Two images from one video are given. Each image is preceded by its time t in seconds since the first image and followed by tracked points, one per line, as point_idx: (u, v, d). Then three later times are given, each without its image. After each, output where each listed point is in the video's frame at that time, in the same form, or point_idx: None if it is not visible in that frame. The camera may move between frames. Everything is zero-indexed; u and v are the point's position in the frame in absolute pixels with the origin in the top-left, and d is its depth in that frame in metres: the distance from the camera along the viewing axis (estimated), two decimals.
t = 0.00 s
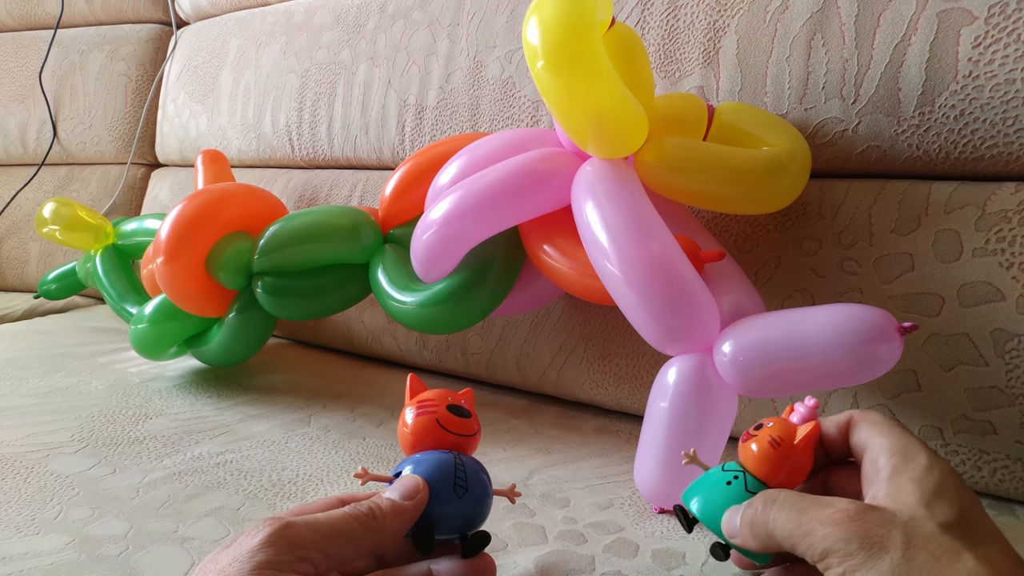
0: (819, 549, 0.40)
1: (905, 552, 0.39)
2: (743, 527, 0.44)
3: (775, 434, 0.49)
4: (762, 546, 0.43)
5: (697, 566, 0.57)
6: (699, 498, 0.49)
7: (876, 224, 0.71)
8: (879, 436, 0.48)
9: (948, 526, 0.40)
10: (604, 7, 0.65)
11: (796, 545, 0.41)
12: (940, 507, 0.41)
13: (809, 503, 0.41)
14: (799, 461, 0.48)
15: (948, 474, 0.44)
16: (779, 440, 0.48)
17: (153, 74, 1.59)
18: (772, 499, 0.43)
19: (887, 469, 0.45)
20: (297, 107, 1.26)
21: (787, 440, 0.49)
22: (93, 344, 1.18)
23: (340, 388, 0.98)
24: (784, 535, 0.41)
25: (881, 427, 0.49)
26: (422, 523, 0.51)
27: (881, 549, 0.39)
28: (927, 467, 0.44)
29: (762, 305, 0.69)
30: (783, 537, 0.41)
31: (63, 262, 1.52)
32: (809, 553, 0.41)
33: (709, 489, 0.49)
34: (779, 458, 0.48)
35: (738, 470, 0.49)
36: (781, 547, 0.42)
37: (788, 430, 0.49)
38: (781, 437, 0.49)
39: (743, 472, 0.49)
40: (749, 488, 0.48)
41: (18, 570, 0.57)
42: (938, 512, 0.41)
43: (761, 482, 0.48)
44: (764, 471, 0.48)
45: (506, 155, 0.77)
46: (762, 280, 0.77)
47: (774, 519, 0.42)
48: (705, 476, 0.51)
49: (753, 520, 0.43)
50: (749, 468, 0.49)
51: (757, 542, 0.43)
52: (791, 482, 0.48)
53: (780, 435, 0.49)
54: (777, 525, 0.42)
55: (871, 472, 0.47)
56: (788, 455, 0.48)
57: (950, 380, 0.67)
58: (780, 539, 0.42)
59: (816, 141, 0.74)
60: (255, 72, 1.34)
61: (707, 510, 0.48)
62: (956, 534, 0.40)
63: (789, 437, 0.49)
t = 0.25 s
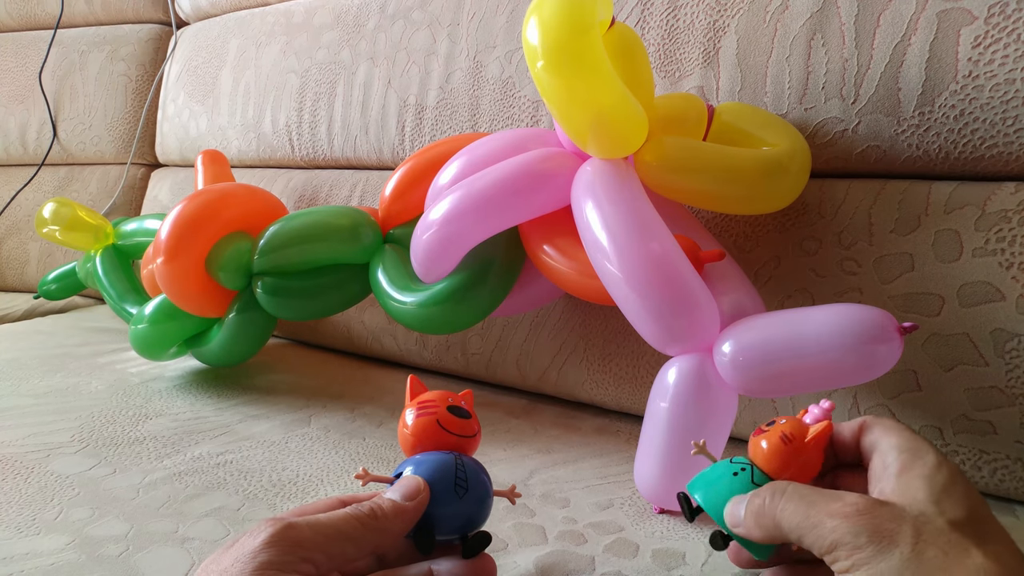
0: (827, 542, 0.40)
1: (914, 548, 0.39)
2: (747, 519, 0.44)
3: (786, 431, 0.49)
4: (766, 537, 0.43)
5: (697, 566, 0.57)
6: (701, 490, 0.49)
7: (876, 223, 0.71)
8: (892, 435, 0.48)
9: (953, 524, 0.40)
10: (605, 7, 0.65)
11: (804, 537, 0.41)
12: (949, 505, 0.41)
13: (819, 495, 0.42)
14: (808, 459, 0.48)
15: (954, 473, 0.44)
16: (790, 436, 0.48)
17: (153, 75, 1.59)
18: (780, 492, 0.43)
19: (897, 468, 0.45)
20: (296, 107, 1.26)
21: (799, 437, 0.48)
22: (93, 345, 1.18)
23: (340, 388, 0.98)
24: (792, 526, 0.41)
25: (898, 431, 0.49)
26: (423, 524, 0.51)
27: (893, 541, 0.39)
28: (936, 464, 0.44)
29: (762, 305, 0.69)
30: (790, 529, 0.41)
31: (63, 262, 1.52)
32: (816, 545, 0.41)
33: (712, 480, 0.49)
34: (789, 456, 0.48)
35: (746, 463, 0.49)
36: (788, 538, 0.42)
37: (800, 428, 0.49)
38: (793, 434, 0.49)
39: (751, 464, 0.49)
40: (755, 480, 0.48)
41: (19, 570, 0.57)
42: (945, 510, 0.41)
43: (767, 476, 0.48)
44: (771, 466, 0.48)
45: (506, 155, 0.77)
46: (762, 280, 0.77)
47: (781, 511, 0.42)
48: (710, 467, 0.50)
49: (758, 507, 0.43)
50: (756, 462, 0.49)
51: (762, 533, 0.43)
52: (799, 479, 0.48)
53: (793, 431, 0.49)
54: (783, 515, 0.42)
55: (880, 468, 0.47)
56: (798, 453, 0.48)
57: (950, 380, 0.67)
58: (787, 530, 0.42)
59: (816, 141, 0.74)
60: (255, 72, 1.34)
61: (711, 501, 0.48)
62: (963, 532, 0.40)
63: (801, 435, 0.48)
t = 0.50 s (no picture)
0: (829, 543, 0.39)
1: (920, 550, 0.38)
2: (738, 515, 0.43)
3: (781, 425, 0.46)
4: (763, 537, 0.42)
5: (697, 567, 0.57)
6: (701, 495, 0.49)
7: (875, 224, 0.71)
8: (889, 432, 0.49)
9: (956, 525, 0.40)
10: (604, 8, 0.65)
11: (803, 536, 0.40)
12: (952, 506, 0.42)
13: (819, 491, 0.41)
14: (810, 450, 0.45)
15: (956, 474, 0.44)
16: (782, 429, 0.45)
17: (153, 77, 1.59)
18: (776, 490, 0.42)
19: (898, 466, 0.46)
20: (296, 109, 1.26)
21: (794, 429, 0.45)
22: (93, 346, 1.18)
23: (340, 389, 0.98)
24: (791, 525, 0.41)
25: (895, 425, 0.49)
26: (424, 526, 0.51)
27: (897, 542, 0.38)
28: (937, 464, 0.45)
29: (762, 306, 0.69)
30: (789, 529, 0.41)
31: (63, 264, 1.52)
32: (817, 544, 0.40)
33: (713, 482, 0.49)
34: (785, 450, 0.45)
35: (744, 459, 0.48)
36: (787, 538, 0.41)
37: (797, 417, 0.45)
38: (787, 427, 0.46)
39: (748, 459, 0.48)
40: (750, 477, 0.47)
41: (19, 572, 0.57)
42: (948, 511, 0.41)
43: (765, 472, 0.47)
44: (769, 462, 0.46)
45: (506, 156, 0.77)
46: (762, 281, 0.77)
47: (779, 510, 0.41)
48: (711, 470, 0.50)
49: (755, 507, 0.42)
50: (755, 457, 0.47)
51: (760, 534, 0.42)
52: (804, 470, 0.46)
53: (788, 423, 0.46)
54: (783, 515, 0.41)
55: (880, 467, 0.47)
56: (796, 447, 0.45)
57: (950, 380, 0.67)
58: (787, 532, 0.41)
59: (816, 142, 0.74)
60: (255, 74, 1.34)
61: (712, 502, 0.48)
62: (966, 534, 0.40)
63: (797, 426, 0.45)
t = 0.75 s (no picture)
0: (825, 568, 0.38)
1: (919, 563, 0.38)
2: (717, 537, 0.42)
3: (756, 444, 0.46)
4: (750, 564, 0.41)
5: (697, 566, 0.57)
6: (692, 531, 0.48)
7: (876, 225, 0.71)
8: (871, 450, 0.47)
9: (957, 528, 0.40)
10: (607, 8, 0.65)
11: (796, 564, 0.39)
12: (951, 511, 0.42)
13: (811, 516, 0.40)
14: (786, 472, 0.44)
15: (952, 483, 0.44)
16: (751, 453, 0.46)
17: (154, 74, 1.59)
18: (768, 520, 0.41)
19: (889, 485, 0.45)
20: (297, 107, 1.26)
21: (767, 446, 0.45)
22: (93, 343, 1.18)
23: (340, 388, 0.98)
24: (783, 554, 0.39)
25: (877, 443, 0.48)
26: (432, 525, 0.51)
27: (894, 561, 0.38)
28: (924, 476, 0.44)
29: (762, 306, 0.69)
30: (780, 558, 0.39)
31: (63, 261, 1.52)
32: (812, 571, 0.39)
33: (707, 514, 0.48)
34: (760, 471, 0.45)
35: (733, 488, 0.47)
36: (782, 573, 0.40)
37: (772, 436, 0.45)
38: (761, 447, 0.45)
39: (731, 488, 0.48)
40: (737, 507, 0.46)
41: (19, 568, 0.57)
42: (945, 521, 0.41)
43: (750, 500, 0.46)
44: (748, 485, 0.46)
45: (507, 155, 0.77)
46: (762, 281, 0.77)
47: (770, 538, 0.40)
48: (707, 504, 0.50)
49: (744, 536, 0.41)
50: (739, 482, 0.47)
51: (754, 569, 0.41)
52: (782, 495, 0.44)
53: (763, 442, 0.45)
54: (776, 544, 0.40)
55: (866, 483, 0.46)
56: (769, 468, 0.44)
57: (951, 382, 0.67)
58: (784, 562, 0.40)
59: (817, 143, 0.74)
60: (256, 72, 1.34)
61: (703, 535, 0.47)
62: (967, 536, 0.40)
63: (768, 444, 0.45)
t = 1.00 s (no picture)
0: None
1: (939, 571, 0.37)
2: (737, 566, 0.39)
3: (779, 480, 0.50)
4: None
5: (697, 566, 0.57)
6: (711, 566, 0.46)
7: (877, 226, 0.71)
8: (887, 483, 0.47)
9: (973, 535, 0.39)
10: (608, 8, 0.65)
11: None
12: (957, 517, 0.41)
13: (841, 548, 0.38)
14: (814, 507, 0.47)
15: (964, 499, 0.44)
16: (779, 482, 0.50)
17: (154, 74, 1.59)
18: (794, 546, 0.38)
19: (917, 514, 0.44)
20: (298, 107, 1.26)
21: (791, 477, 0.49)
22: (93, 342, 1.18)
23: (340, 388, 0.98)
24: None
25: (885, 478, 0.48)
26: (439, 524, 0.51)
27: None
28: (949, 498, 0.44)
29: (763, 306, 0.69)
30: None
31: (63, 260, 1.52)
32: None
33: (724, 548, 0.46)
34: (786, 508, 0.48)
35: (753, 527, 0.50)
36: None
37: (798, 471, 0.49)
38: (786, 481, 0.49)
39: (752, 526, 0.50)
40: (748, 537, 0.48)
41: (18, 568, 0.57)
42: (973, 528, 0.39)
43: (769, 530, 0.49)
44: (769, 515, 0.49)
45: (508, 154, 0.77)
46: (763, 282, 0.77)
47: (795, 562, 0.38)
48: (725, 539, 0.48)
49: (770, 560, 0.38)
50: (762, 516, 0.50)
51: None
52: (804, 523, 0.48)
53: (790, 477, 0.49)
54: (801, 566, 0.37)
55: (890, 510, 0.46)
56: (797, 501, 0.48)
57: (951, 383, 0.67)
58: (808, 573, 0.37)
59: (818, 143, 0.74)
60: (257, 72, 1.34)
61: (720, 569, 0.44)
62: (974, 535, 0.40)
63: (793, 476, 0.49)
